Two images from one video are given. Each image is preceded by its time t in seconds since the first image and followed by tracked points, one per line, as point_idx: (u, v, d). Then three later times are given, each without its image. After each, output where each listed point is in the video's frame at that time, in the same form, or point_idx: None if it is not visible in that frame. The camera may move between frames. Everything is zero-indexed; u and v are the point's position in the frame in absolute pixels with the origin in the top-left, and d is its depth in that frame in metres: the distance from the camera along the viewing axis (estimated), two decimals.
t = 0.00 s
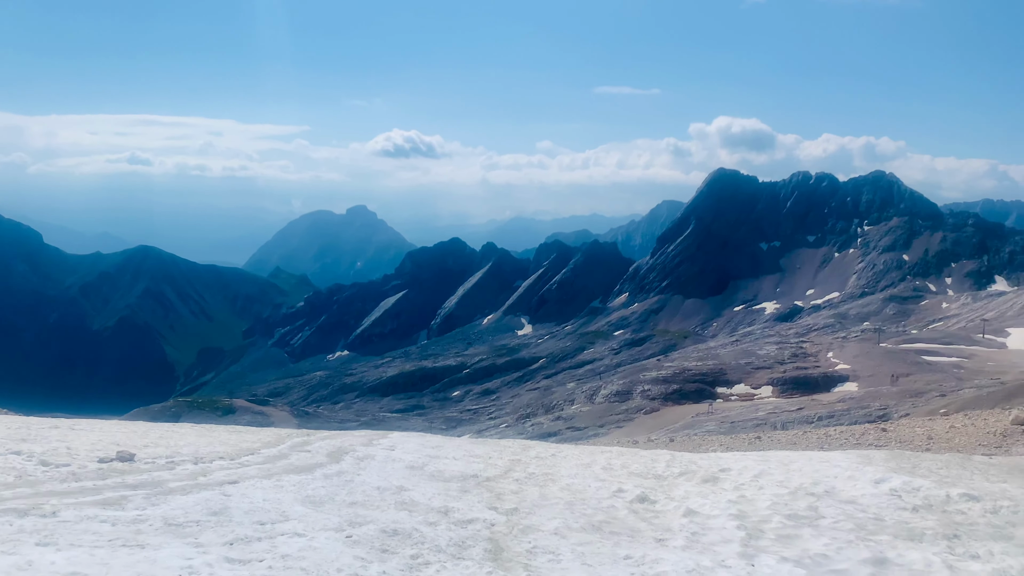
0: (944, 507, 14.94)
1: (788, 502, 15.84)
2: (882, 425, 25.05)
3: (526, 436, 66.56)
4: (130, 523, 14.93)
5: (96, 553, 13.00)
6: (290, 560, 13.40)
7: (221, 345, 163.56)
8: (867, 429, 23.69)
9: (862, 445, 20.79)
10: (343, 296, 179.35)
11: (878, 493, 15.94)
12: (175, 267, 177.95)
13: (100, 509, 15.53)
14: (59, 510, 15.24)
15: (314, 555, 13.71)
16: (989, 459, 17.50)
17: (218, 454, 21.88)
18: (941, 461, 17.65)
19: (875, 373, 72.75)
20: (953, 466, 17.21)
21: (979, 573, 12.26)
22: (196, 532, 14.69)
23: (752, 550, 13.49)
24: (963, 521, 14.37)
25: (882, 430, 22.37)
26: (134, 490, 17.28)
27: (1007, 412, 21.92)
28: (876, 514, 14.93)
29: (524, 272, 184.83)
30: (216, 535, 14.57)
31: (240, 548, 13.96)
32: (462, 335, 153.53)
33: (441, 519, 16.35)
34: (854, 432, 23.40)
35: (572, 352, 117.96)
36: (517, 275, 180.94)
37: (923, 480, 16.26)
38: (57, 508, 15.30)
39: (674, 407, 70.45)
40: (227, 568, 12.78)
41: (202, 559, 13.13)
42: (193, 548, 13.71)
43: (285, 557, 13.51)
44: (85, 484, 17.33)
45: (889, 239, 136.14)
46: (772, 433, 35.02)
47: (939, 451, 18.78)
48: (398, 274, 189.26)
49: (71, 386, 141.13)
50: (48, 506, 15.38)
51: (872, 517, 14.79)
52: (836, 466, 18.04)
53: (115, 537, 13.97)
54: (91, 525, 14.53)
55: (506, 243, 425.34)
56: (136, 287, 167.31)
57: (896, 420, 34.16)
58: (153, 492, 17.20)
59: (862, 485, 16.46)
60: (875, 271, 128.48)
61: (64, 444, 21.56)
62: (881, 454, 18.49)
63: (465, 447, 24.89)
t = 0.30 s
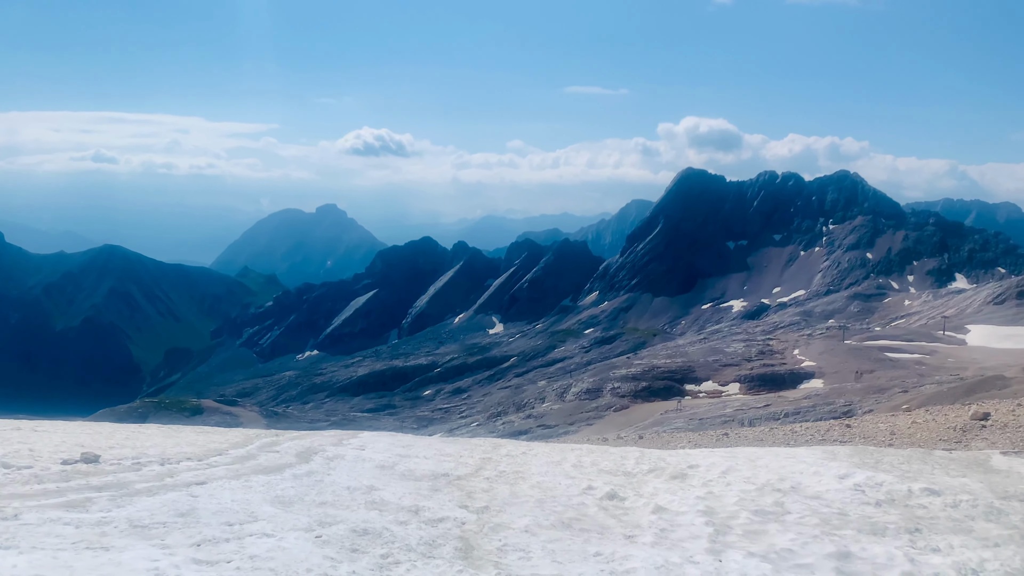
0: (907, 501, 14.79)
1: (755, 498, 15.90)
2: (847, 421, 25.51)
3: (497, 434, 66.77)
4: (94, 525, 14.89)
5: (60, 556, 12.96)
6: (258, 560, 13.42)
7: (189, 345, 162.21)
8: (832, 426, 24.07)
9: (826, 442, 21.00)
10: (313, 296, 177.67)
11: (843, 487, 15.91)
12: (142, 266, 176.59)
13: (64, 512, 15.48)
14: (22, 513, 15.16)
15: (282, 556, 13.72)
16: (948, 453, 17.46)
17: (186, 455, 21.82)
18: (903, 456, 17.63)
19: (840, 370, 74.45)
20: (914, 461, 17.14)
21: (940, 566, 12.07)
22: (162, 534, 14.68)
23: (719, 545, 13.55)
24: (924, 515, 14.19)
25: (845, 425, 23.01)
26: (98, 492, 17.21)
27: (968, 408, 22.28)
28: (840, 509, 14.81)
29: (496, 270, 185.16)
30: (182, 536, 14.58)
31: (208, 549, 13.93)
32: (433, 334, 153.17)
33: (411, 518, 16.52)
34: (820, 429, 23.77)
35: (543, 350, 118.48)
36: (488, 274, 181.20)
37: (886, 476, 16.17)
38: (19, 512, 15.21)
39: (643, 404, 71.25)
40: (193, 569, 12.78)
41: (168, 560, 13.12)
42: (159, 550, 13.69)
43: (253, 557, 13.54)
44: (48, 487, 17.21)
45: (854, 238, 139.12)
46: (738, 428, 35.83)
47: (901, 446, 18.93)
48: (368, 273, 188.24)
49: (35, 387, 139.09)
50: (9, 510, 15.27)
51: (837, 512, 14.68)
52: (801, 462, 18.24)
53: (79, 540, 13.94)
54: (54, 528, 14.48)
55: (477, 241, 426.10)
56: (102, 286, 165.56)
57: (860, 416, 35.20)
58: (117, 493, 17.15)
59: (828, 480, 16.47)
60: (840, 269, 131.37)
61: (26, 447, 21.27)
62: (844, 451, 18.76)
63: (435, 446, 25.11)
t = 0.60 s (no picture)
0: (872, 494, 15.14)
1: (724, 493, 16.27)
2: (815, 416, 26.13)
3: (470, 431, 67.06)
4: (61, 524, 14.87)
5: (25, 556, 12.88)
6: (229, 559, 13.41)
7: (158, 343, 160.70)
8: (800, 421, 24.65)
9: (795, 437, 21.48)
10: (285, 293, 176.04)
11: (810, 482, 16.31)
12: (111, 263, 175.26)
13: (31, 512, 15.42)
14: None
15: (252, 554, 13.72)
16: (912, 447, 17.94)
17: (155, 453, 21.77)
18: (869, 451, 18.12)
19: (808, 366, 76.00)
20: (880, 455, 17.55)
21: (903, 558, 12.37)
22: (130, 534, 14.62)
23: (689, 540, 13.81)
24: (889, 508, 14.52)
25: (813, 421, 23.57)
26: (65, 490, 17.16)
27: (932, 403, 22.92)
28: (808, 504, 15.17)
29: (469, 267, 185.16)
30: (152, 536, 14.53)
31: (179, 549, 13.92)
32: (406, 330, 152.79)
33: (384, 516, 16.61)
34: (788, 425, 24.30)
35: (516, 348, 118.87)
36: (461, 271, 181.14)
37: (852, 469, 16.58)
38: None
39: (615, 401, 71.94)
40: (162, 569, 12.74)
41: (137, 560, 13.05)
42: (128, 550, 13.63)
43: (224, 556, 13.53)
44: (15, 486, 17.11)
45: (822, 236, 141.66)
46: (709, 424, 36.52)
47: (867, 441, 19.45)
48: (341, 270, 187.08)
49: None
50: None
51: (804, 506, 15.04)
52: (770, 457, 18.71)
53: (46, 540, 13.89)
54: (21, 528, 14.43)
55: (451, 237, 426.05)
56: (69, 283, 164.04)
57: (828, 411, 36.06)
58: (85, 493, 17.11)
59: (796, 474, 16.90)
60: (809, 266, 133.80)
61: None
62: (812, 446, 19.32)
63: (409, 442, 25.33)
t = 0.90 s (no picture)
0: (840, 489, 15.37)
1: (695, 488, 16.61)
2: (785, 413, 26.95)
3: (444, 428, 67.19)
4: (27, 525, 14.69)
5: None
6: (198, 558, 13.08)
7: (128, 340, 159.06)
8: (770, 418, 25.45)
9: (765, 433, 22.17)
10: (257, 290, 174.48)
11: (779, 477, 16.64)
12: (80, 260, 173.25)
13: None
14: None
15: (222, 553, 13.41)
16: (879, 443, 18.56)
17: (125, 452, 21.68)
18: (837, 447, 18.73)
19: (778, 363, 77.44)
20: (847, 451, 18.17)
21: (870, 551, 12.37)
22: (98, 534, 14.37)
23: (662, 535, 13.83)
24: (856, 502, 14.67)
25: (782, 418, 24.26)
26: (32, 491, 17.04)
27: (898, 399, 23.75)
28: (777, 498, 15.36)
29: (443, 264, 185.18)
30: (119, 536, 14.24)
31: (143, 548, 13.62)
32: (380, 328, 152.27)
33: (357, 514, 16.42)
34: (757, 421, 24.97)
35: (490, 345, 119.19)
36: (435, 268, 181.08)
37: (820, 465, 17.00)
38: None
39: (589, 397, 72.61)
40: (130, 568, 12.42)
41: (104, 560, 12.73)
42: (94, 550, 13.34)
43: (192, 556, 13.20)
44: None
45: (793, 234, 144.17)
46: (681, 420, 37.29)
47: (835, 436, 20.10)
48: (314, 267, 185.87)
49: None
50: None
51: (773, 501, 15.18)
52: (740, 453, 19.29)
53: (11, 541, 13.64)
54: None
55: (425, 235, 425.73)
56: (37, 280, 162.37)
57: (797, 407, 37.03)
58: (51, 493, 16.98)
59: (765, 470, 17.28)
60: (779, 264, 136.14)
61: None
62: (781, 442, 19.91)
63: (382, 440, 25.50)
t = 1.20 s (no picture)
0: (808, 486, 15.92)
1: (666, 486, 17.11)
2: (755, 410, 27.62)
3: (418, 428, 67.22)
4: None
5: None
6: (168, 561, 13.10)
7: (97, 340, 156.69)
8: (740, 415, 26.11)
9: (735, 430, 22.79)
10: (229, 289, 172.69)
11: (749, 474, 17.15)
12: (47, 257, 169.98)
13: None
14: None
15: (193, 555, 13.42)
16: (845, 440, 19.22)
17: (92, 454, 21.62)
18: (805, 443, 19.35)
19: (748, 361, 78.83)
20: (815, 448, 18.80)
21: (837, 546, 12.77)
22: (65, 536, 14.34)
23: (632, 533, 14.21)
24: (823, 498, 15.22)
25: (752, 415, 24.96)
26: None
27: (865, 396, 24.52)
28: (746, 495, 15.85)
29: (417, 264, 184.80)
30: (88, 538, 14.19)
31: (113, 551, 13.57)
32: (353, 327, 151.47)
33: (328, 514, 16.45)
34: (728, 418, 25.61)
35: (464, 344, 119.27)
36: (409, 267, 180.65)
37: (788, 462, 17.57)
38: None
39: (562, 396, 73.20)
40: (99, 572, 12.42)
41: (72, 563, 12.74)
42: (62, 553, 13.31)
43: (162, 558, 13.22)
44: None
45: (762, 234, 146.44)
46: (653, 418, 37.98)
47: (803, 434, 20.74)
48: (286, 266, 184.28)
49: None
50: None
51: (743, 498, 15.69)
52: (711, 450, 19.84)
53: None
54: None
55: (398, 234, 424.46)
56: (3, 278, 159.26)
57: (768, 404, 37.92)
58: (18, 497, 16.92)
59: (735, 467, 17.78)
60: (749, 264, 138.35)
61: None
62: (751, 439, 20.53)
63: (354, 440, 25.68)
